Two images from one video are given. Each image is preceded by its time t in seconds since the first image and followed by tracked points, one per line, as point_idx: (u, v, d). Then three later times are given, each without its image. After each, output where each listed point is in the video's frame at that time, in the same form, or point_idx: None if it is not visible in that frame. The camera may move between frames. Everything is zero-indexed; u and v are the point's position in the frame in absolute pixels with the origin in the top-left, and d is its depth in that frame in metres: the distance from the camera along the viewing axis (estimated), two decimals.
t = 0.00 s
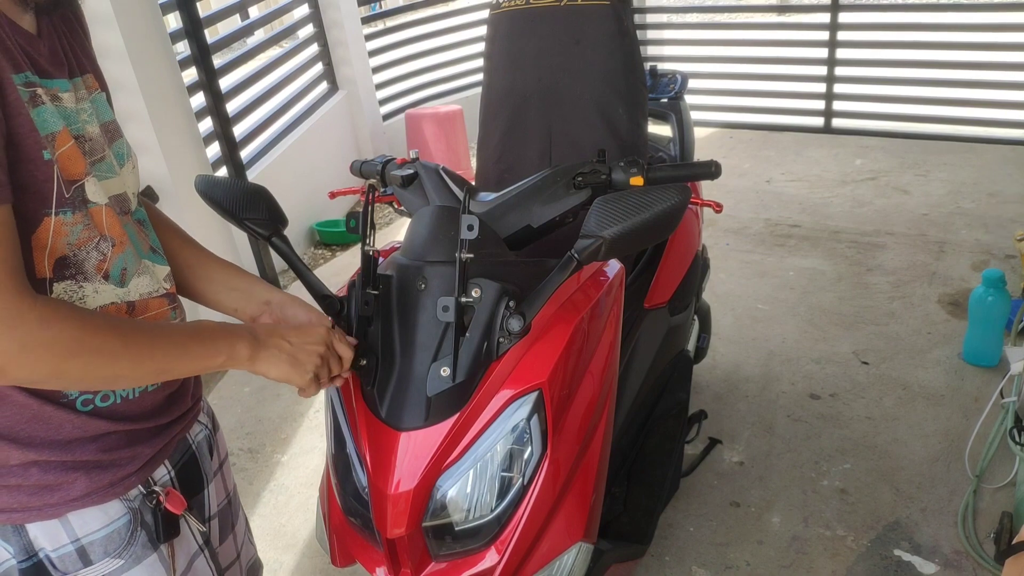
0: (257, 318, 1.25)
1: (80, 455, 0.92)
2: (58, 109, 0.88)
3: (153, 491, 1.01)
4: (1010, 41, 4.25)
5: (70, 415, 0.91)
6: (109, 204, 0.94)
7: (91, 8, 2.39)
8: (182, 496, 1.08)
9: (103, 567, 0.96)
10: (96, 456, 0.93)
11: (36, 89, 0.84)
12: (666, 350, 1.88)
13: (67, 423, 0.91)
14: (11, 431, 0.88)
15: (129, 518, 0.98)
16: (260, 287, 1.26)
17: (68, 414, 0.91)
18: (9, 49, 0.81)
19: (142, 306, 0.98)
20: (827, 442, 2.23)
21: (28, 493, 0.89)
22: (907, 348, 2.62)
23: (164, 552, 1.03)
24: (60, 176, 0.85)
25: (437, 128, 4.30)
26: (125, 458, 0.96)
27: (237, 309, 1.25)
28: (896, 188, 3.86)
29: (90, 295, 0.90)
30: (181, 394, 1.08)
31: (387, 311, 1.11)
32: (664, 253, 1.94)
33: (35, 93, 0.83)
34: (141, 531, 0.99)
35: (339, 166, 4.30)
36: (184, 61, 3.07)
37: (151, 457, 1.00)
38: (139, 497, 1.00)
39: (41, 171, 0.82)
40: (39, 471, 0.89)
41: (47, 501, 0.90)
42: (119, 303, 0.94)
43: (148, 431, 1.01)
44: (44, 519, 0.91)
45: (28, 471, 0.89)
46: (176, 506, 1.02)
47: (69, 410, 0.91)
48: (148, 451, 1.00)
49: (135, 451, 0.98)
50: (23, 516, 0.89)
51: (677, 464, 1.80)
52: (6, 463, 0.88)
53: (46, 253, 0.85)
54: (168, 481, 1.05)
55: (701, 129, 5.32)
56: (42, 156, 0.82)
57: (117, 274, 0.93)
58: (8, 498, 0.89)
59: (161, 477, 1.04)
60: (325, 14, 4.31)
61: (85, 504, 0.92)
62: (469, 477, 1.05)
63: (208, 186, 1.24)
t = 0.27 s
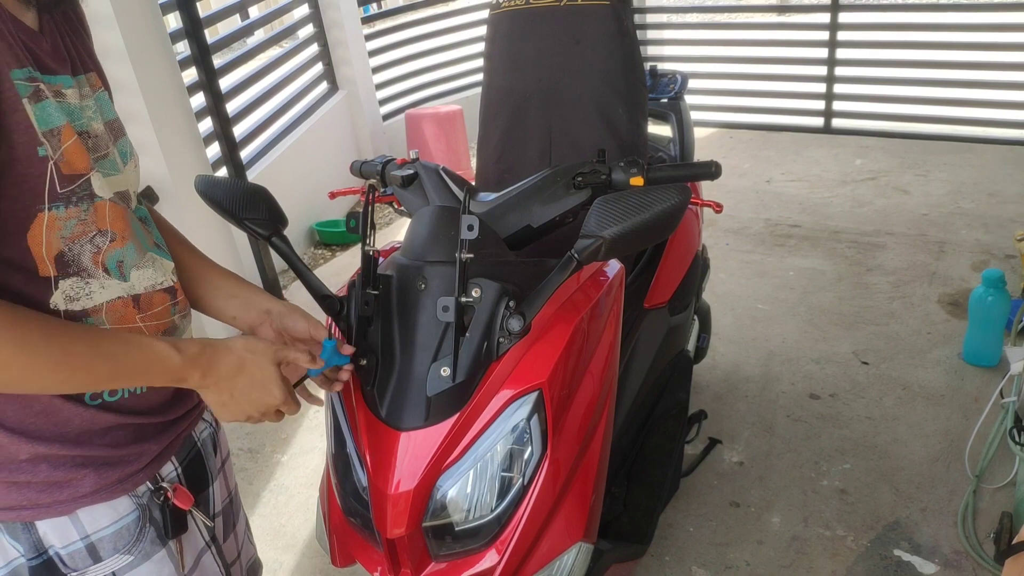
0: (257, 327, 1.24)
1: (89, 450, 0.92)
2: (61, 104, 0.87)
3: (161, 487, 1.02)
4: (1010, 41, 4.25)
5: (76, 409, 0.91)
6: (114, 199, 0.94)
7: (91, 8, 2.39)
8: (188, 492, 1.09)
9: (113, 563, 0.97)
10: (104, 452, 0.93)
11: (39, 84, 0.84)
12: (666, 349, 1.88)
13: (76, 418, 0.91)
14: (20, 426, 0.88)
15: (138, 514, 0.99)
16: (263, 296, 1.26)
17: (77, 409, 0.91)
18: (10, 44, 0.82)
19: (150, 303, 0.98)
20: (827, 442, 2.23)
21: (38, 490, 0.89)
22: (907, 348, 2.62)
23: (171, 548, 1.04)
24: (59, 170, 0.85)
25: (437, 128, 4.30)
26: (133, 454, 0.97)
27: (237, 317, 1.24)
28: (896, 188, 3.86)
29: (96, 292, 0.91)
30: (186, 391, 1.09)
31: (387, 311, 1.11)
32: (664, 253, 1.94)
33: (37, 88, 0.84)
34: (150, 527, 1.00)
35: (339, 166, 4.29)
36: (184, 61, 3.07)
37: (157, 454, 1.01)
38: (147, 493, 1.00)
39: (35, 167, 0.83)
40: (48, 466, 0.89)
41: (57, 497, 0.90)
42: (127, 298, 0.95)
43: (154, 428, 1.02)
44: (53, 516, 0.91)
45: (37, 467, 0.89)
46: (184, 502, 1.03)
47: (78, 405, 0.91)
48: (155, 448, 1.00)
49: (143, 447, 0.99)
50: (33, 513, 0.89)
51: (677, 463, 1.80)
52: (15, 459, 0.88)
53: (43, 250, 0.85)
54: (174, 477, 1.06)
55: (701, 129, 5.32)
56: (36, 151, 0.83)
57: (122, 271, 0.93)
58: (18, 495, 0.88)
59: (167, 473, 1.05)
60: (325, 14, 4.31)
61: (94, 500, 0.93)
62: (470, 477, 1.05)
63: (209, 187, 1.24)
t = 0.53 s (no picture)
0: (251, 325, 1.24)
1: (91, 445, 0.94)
2: (71, 108, 0.89)
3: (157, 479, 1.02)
4: (1010, 41, 4.25)
5: (84, 405, 0.93)
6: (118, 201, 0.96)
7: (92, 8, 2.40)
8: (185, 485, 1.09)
9: (111, 553, 0.97)
10: (105, 446, 0.96)
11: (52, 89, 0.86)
12: (666, 349, 1.88)
13: (80, 414, 0.94)
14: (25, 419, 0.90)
15: (134, 506, 0.99)
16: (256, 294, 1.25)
17: (83, 405, 0.93)
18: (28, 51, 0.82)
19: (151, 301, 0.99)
20: (827, 442, 2.23)
21: (37, 482, 0.91)
22: (907, 348, 2.62)
23: (169, 540, 1.04)
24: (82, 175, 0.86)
25: (437, 128, 4.30)
26: (132, 447, 0.99)
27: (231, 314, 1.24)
28: (896, 187, 3.86)
29: (106, 290, 0.92)
30: (183, 385, 1.10)
31: (387, 311, 1.11)
32: (664, 253, 1.94)
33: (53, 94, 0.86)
34: (147, 519, 1.01)
35: (339, 166, 4.29)
36: (184, 61, 3.07)
37: (155, 448, 1.02)
38: (143, 486, 1.01)
39: (61, 172, 0.83)
40: (49, 459, 0.91)
41: (55, 489, 0.92)
42: (131, 296, 0.96)
43: (153, 423, 1.03)
44: (52, 507, 0.92)
45: (38, 459, 0.91)
46: (181, 494, 1.02)
47: (84, 401, 0.94)
48: (153, 442, 1.01)
49: (141, 441, 1.00)
50: (31, 503, 0.91)
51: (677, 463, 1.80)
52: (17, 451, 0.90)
53: (64, 251, 0.87)
54: (171, 471, 1.06)
55: (701, 129, 5.32)
56: (66, 158, 0.83)
57: (129, 269, 0.95)
58: (17, 485, 0.91)
59: (164, 466, 1.05)
60: (325, 14, 4.31)
61: (90, 492, 0.94)
62: (469, 477, 1.05)
63: (208, 187, 1.24)
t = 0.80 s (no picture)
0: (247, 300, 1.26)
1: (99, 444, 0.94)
2: (79, 107, 0.88)
3: (166, 475, 1.03)
4: (1010, 40, 4.25)
5: (92, 402, 0.93)
6: (125, 201, 0.96)
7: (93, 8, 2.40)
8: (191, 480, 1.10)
9: (119, 548, 0.98)
10: (113, 441, 0.96)
11: (62, 91, 0.85)
12: (666, 349, 1.88)
13: (89, 414, 0.93)
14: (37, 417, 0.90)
15: (142, 501, 1.00)
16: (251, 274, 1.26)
17: (92, 405, 0.93)
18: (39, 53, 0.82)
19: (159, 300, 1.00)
20: (827, 442, 2.23)
21: (47, 476, 0.91)
22: (907, 348, 2.61)
23: (175, 536, 1.05)
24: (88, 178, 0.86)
25: (437, 128, 4.30)
26: (139, 443, 0.99)
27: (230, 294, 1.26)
28: (896, 187, 3.86)
29: (115, 293, 0.92)
30: (188, 381, 1.10)
31: (387, 311, 1.11)
32: (664, 253, 1.94)
33: (61, 96, 0.85)
34: (154, 515, 1.01)
35: (339, 166, 4.29)
36: (184, 61, 3.06)
37: (162, 444, 1.02)
38: (151, 481, 1.01)
39: (70, 176, 0.83)
40: (57, 456, 0.91)
41: (64, 484, 0.92)
42: (140, 298, 0.96)
43: (159, 419, 1.03)
44: (61, 501, 0.93)
45: (47, 456, 0.91)
46: (188, 490, 1.03)
47: (94, 401, 0.94)
48: (160, 438, 1.02)
49: (148, 437, 1.00)
50: (40, 498, 0.91)
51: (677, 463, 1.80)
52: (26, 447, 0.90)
53: (76, 257, 0.87)
54: (178, 466, 1.07)
55: (701, 129, 5.31)
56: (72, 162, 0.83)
57: (139, 272, 0.95)
58: (27, 480, 0.91)
59: (172, 462, 1.06)
60: (325, 14, 4.31)
61: (99, 487, 0.94)
62: (470, 477, 1.05)
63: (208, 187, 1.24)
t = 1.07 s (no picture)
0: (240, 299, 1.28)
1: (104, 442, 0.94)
2: (75, 106, 0.88)
3: (170, 473, 1.03)
4: (1010, 40, 4.25)
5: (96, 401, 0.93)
6: (124, 200, 0.96)
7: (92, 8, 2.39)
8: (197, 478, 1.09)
9: (124, 545, 0.98)
10: (117, 440, 0.96)
11: (54, 92, 0.85)
12: (666, 349, 1.88)
13: (93, 412, 0.93)
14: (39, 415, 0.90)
15: (147, 499, 1.00)
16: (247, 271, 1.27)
17: (95, 403, 0.93)
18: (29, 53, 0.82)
19: (160, 298, 1.00)
20: (827, 442, 2.23)
21: (52, 475, 0.92)
22: (907, 348, 2.61)
23: (180, 533, 1.05)
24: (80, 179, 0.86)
25: (437, 129, 4.30)
26: (144, 441, 0.99)
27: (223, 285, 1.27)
28: (896, 188, 3.86)
29: (113, 290, 0.93)
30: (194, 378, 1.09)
31: (387, 311, 1.11)
32: (664, 253, 1.94)
33: (53, 97, 0.85)
34: (159, 512, 1.02)
35: (338, 166, 4.29)
36: (184, 61, 3.06)
37: (167, 443, 1.02)
38: (156, 479, 1.01)
39: (65, 177, 0.83)
40: (62, 454, 0.92)
41: (69, 482, 0.92)
42: (139, 295, 0.97)
43: (165, 417, 1.03)
44: (65, 499, 0.93)
45: (51, 454, 0.91)
46: (193, 488, 1.03)
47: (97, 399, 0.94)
48: (165, 436, 1.02)
49: (155, 435, 1.00)
50: (46, 496, 0.92)
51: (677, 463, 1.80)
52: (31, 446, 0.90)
53: (70, 253, 0.87)
54: (183, 464, 1.07)
55: (701, 129, 5.31)
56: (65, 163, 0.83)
57: (135, 269, 0.95)
58: (33, 478, 0.91)
59: (177, 460, 1.06)
60: (325, 14, 4.31)
61: (104, 485, 0.94)
62: (470, 477, 1.05)
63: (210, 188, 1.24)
